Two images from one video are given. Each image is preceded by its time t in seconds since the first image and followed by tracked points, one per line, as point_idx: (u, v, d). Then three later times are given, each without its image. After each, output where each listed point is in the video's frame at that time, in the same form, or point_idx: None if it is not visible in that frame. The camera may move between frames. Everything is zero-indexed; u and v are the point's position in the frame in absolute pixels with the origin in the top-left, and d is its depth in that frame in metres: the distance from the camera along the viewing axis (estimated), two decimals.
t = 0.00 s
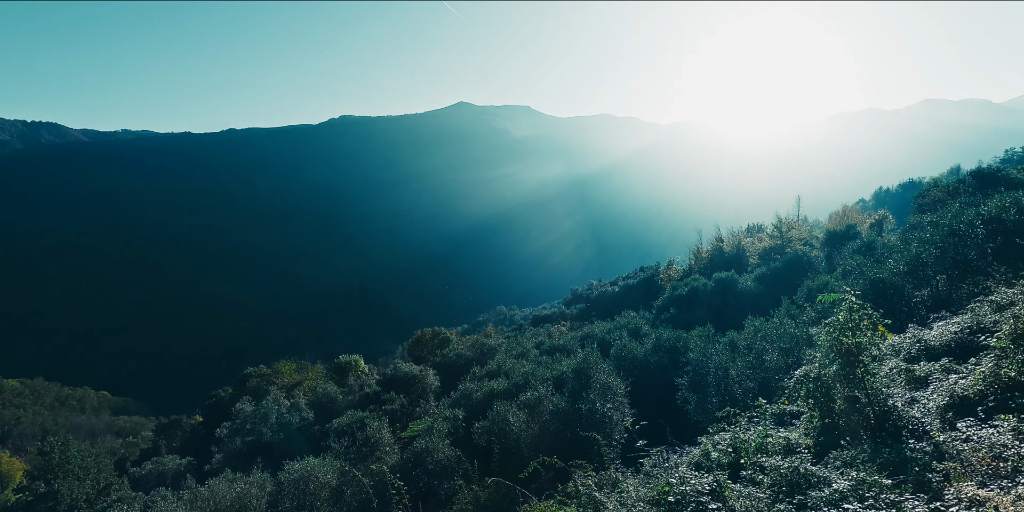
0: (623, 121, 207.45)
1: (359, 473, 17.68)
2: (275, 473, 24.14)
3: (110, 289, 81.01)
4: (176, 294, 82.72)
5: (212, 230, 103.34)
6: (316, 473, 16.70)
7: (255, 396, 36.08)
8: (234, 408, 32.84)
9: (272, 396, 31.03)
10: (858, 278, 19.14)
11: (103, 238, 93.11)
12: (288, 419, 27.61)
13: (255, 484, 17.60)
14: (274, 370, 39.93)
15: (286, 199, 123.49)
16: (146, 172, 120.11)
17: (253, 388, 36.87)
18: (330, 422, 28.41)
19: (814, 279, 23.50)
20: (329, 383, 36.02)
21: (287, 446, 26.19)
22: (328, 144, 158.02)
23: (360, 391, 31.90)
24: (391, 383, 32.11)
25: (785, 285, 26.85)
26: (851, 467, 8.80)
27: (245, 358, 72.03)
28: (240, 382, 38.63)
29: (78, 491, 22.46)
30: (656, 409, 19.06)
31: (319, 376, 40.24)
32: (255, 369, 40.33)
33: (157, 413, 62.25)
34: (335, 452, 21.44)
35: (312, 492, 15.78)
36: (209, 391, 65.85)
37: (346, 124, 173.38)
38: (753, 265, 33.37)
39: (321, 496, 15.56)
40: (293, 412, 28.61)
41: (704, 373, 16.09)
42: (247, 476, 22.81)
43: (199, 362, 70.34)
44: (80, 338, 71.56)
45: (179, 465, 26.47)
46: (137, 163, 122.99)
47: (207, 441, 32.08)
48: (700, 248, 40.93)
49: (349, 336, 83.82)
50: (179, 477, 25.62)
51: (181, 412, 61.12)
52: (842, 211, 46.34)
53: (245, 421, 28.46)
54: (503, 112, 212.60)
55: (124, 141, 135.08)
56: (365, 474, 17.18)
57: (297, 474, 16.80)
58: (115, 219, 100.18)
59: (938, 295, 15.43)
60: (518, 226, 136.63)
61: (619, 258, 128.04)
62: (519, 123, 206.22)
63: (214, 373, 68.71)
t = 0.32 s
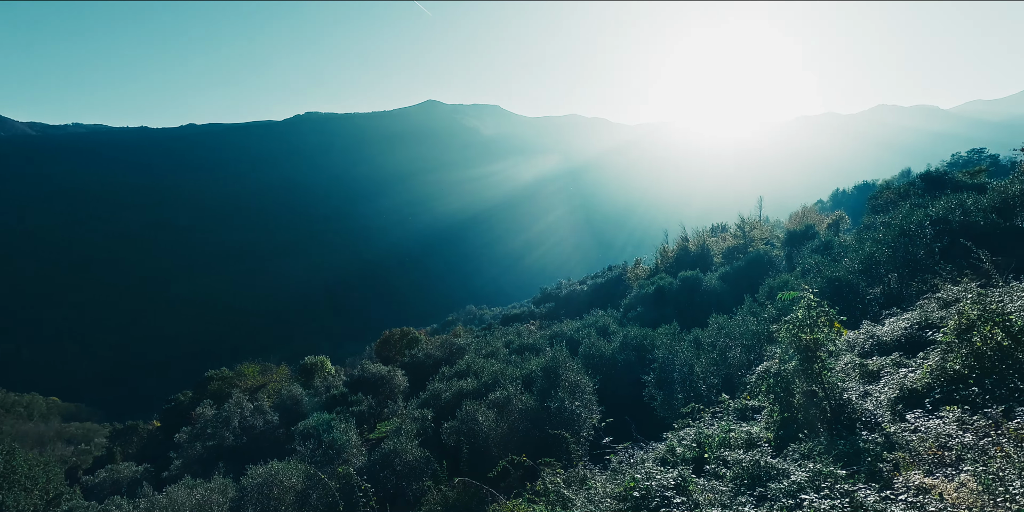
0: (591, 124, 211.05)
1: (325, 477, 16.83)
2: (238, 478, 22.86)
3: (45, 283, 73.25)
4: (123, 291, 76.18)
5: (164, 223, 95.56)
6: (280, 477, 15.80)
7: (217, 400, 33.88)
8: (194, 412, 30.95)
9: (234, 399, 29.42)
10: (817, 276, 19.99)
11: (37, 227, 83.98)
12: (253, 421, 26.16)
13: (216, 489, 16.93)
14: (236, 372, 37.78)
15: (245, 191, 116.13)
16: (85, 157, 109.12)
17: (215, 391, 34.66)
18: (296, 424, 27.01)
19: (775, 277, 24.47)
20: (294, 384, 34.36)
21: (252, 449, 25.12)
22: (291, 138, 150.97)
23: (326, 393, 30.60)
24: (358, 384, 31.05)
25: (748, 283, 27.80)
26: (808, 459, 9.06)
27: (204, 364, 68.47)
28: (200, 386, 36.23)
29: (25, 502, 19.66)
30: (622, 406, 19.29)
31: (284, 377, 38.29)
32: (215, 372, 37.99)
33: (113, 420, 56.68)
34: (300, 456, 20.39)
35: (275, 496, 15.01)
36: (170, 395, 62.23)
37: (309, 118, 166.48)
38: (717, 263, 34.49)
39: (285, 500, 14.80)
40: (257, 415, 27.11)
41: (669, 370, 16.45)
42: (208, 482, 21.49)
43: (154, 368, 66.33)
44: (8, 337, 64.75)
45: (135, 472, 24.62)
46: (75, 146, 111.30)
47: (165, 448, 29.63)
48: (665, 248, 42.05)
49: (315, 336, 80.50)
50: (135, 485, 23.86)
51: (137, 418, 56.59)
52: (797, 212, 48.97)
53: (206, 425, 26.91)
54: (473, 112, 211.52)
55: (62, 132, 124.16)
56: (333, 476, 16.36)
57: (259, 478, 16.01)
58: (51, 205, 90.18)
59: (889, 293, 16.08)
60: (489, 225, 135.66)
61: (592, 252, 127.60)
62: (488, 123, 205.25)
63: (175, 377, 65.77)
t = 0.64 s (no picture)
0: (560, 126, 213.34)
1: (289, 481, 16.18)
2: (199, 483, 21.17)
3: None
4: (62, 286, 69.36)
5: (111, 216, 88.13)
6: (242, 483, 15.06)
7: (175, 405, 31.42)
8: (151, 419, 28.49)
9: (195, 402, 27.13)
10: (777, 275, 20.73)
11: None
12: (214, 426, 24.52)
13: (174, 497, 15.79)
14: (197, 376, 34.99)
15: (201, 184, 109.13)
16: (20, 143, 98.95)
17: (174, 395, 32.16)
18: (260, 428, 25.53)
19: (738, 276, 25.28)
20: (258, 387, 32.48)
21: (213, 455, 23.61)
22: (250, 131, 143.32)
23: (291, 395, 29.25)
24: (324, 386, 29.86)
25: (713, 281, 28.53)
26: (768, 452, 9.29)
27: (158, 367, 61.53)
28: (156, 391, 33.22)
29: None
30: (587, 406, 19.39)
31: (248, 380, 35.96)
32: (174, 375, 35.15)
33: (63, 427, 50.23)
34: (261, 460, 19.42)
35: (237, 502, 14.30)
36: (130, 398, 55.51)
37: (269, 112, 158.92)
38: (683, 263, 35.36)
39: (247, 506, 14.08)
40: (219, 419, 25.48)
41: (637, 368, 16.71)
42: (166, 490, 19.88)
43: (104, 371, 58.99)
44: None
45: (87, 481, 22.20)
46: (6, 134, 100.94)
47: (120, 456, 27.16)
48: (631, 248, 42.79)
49: (280, 336, 75.27)
50: (87, 495, 21.52)
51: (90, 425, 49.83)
52: (755, 214, 51.06)
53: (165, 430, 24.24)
54: (442, 110, 209.19)
55: None
56: (298, 481, 15.70)
57: (220, 484, 15.16)
58: None
59: (845, 290, 17.75)
60: (460, 225, 134.26)
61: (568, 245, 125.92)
62: (457, 122, 203.22)
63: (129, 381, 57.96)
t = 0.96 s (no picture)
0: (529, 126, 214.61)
1: (252, 485, 15.49)
2: (157, 493, 19.77)
3: None
4: None
5: (54, 206, 80.33)
6: (202, 488, 14.50)
7: (130, 411, 28.77)
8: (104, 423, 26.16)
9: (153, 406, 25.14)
10: (740, 274, 21.46)
11: None
12: (173, 430, 22.88)
13: (129, 507, 14.70)
14: (155, 379, 32.55)
15: (153, 175, 102.33)
16: None
17: (129, 401, 29.49)
18: (222, 432, 24.04)
19: (702, 275, 26.06)
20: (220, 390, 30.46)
21: (172, 460, 22.03)
22: (206, 122, 135.61)
23: (256, 397, 27.45)
24: (289, 388, 28.52)
25: (677, 281, 29.26)
26: (731, 447, 9.46)
27: (108, 369, 57.17)
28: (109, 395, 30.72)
29: None
30: (556, 403, 19.40)
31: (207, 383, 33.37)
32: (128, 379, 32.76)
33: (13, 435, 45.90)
34: (221, 466, 18.06)
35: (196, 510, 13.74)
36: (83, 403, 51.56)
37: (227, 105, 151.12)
38: (649, 262, 36.14)
39: None
40: (179, 423, 23.72)
41: (605, 366, 16.91)
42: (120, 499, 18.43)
43: (44, 376, 54.24)
44: None
45: (35, 492, 20.19)
46: None
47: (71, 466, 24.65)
48: (599, 248, 43.41)
49: (246, 335, 71.75)
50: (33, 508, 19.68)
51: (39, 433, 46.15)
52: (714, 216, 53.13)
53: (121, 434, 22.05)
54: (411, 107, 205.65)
55: None
56: (259, 485, 15.23)
57: (178, 491, 14.58)
58: None
59: (805, 288, 18.13)
60: (431, 224, 132.66)
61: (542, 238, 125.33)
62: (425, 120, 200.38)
63: (80, 386, 53.87)
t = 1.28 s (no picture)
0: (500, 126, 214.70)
1: (213, 492, 14.64)
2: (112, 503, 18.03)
3: None
4: None
5: None
6: (160, 496, 13.65)
7: (81, 418, 26.72)
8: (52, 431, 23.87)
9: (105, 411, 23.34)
10: (705, 273, 22.08)
11: None
12: (128, 436, 20.84)
13: None
14: (109, 383, 30.13)
15: (107, 168, 96.04)
16: None
17: (80, 408, 27.41)
18: (183, 436, 22.29)
19: (670, 274, 26.66)
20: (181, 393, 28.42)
21: (126, 469, 20.13)
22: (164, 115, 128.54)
23: (218, 401, 25.75)
24: (253, 391, 27.13)
25: (645, 278, 29.83)
26: (695, 442, 9.61)
27: (49, 379, 53.37)
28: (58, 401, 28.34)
29: None
30: (525, 402, 19.25)
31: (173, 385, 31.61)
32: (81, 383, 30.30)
33: None
34: (179, 473, 16.93)
35: None
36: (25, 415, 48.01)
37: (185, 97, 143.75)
38: (618, 261, 36.72)
39: None
40: (136, 427, 21.75)
41: (574, 365, 17.01)
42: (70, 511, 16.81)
43: None
44: None
45: None
46: None
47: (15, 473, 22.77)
48: (570, 247, 43.79)
49: (208, 337, 68.82)
50: None
51: None
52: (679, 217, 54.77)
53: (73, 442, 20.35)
54: (379, 104, 201.30)
55: None
56: (222, 491, 14.40)
57: (132, 502, 13.62)
58: None
59: (766, 287, 18.75)
60: (403, 221, 130.59)
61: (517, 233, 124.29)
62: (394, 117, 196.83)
63: (26, 395, 50.72)
